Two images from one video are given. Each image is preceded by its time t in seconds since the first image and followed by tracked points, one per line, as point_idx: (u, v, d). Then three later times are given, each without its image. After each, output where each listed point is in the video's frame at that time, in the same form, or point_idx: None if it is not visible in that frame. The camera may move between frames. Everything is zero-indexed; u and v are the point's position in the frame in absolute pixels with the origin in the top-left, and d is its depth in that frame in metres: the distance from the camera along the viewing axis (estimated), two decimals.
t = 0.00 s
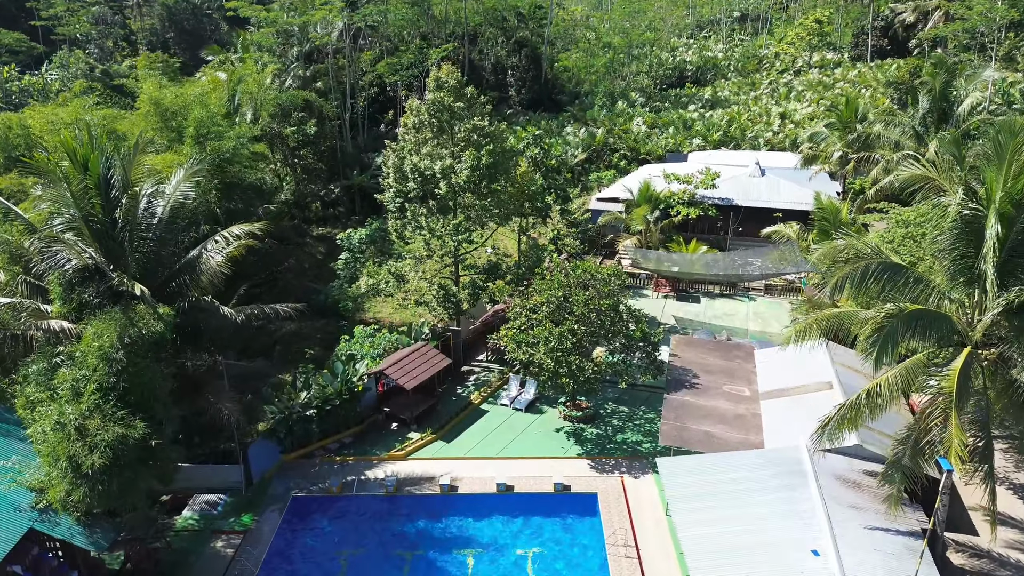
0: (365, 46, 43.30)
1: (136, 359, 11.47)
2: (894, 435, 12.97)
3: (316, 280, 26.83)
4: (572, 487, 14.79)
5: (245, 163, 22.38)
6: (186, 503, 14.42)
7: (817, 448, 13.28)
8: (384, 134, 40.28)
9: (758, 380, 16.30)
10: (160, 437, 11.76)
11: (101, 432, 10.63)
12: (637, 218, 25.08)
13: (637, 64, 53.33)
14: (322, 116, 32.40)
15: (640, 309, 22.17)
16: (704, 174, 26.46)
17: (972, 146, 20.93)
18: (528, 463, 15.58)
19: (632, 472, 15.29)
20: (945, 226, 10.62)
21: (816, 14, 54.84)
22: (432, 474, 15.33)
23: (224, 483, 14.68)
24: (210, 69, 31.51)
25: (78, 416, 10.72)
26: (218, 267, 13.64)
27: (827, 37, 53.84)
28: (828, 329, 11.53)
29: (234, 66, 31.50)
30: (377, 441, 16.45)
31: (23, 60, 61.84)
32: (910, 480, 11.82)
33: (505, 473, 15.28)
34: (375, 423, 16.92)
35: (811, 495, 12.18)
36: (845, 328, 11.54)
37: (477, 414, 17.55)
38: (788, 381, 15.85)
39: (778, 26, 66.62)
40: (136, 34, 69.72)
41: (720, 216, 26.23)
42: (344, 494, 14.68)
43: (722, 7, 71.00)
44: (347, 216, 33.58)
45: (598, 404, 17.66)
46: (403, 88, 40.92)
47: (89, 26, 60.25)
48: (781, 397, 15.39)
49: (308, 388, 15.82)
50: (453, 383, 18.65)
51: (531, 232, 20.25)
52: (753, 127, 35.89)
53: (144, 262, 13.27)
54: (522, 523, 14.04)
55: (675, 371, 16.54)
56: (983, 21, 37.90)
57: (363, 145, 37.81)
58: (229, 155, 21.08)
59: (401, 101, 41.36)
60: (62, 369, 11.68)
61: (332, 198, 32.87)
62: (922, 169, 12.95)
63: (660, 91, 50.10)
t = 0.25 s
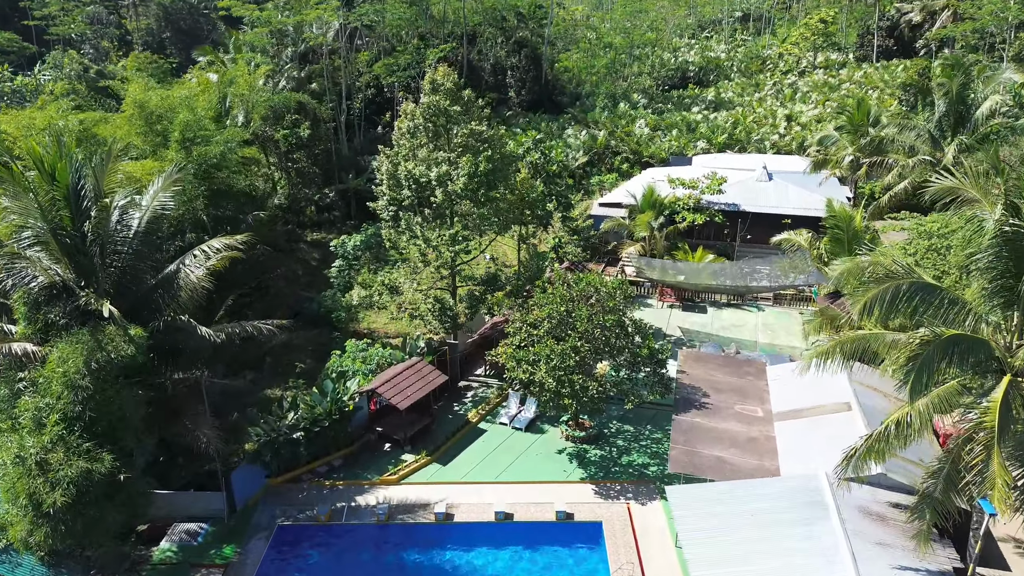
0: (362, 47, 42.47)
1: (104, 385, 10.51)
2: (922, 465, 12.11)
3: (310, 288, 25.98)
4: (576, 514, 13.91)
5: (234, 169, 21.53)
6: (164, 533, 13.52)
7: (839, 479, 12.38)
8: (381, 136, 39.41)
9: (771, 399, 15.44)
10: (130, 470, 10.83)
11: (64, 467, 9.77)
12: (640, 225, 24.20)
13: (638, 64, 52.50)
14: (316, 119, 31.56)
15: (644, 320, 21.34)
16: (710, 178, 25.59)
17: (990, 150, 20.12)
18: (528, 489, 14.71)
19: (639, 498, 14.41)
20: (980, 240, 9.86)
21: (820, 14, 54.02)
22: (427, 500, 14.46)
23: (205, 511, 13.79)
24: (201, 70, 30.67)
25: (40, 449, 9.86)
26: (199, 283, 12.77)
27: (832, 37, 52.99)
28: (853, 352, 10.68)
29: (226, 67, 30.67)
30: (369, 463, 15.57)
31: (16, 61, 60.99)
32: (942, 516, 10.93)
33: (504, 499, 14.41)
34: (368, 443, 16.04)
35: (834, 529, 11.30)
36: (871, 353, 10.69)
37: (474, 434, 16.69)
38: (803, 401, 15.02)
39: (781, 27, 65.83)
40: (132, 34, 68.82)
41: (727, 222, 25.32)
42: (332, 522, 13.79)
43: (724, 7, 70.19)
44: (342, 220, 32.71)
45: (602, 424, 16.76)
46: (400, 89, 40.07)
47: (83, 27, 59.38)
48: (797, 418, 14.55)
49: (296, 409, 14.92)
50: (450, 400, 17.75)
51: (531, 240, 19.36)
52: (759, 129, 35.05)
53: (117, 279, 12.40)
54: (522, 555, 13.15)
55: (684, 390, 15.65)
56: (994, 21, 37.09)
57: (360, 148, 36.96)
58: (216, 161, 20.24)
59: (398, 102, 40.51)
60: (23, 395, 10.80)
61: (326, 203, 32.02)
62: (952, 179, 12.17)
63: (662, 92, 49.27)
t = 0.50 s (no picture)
0: (359, 47, 41.61)
1: (67, 417, 9.66)
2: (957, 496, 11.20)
3: (302, 297, 25.13)
4: (580, 546, 13.04)
5: (222, 174, 20.66)
6: (141, 566, 12.66)
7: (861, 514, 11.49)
8: (378, 139, 38.53)
9: (785, 421, 14.59)
10: (95, 508, 9.95)
11: (20, 509, 8.92)
12: (644, 232, 23.30)
13: (640, 66, 51.69)
14: (311, 121, 30.72)
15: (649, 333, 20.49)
16: (716, 183, 24.65)
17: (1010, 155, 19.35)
18: (528, 517, 13.84)
19: (647, 528, 13.54)
20: (1020, 258, 9.19)
21: (824, 15, 53.23)
22: (421, 530, 13.54)
23: (183, 544, 12.94)
24: (193, 72, 29.83)
25: None
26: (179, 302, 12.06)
27: (837, 37, 52.26)
28: (882, 380, 9.83)
29: (218, 69, 29.81)
30: (359, 489, 14.70)
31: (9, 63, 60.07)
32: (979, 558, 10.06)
33: (503, 529, 13.54)
34: (359, 467, 15.20)
35: (859, 569, 10.45)
36: (901, 382, 9.86)
37: (471, 456, 15.83)
38: (818, 423, 14.21)
39: (785, 27, 65.02)
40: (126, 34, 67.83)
41: (735, 230, 24.38)
42: (320, 554, 12.91)
43: (727, 8, 69.37)
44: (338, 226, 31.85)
45: (607, 446, 15.88)
46: (398, 91, 39.21)
47: (78, 27, 58.53)
48: (813, 442, 13.73)
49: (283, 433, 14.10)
50: (446, 420, 16.90)
51: (531, 250, 18.50)
52: (765, 132, 34.20)
53: (87, 297, 11.60)
54: None
55: (693, 411, 14.77)
56: (1005, 21, 36.27)
57: (356, 151, 36.12)
58: (203, 167, 19.39)
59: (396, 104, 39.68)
60: None
61: (321, 208, 31.17)
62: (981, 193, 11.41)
63: (665, 94, 48.46)
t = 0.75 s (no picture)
0: (355, 49, 40.78)
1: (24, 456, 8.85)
2: (993, 537, 10.22)
3: (295, 307, 24.26)
4: None
5: (208, 182, 19.80)
6: None
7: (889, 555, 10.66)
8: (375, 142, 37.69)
9: (801, 446, 13.74)
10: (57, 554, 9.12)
11: None
12: (649, 241, 22.44)
13: (642, 67, 50.86)
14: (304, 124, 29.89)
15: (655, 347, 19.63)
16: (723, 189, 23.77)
17: None
18: (529, 550, 12.99)
19: (656, 563, 12.68)
20: None
21: (828, 15, 52.39)
22: (415, 565, 12.70)
23: None
24: (183, 74, 29.01)
25: None
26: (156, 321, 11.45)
27: (841, 38, 51.40)
28: (916, 416, 9.14)
29: (209, 71, 28.99)
30: (350, 518, 13.86)
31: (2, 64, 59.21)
32: None
33: (502, 563, 12.70)
34: (350, 494, 14.36)
35: None
36: (935, 419, 9.17)
37: (469, 481, 14.97)
38: (837, 450, 13.38)
39: (788, 28, 64.18)
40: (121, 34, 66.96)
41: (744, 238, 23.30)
42: None
43: (728, 8, 68.52)
44: (333, 232, 31.01)
45: (612, 470, 15.00)
46: (395, 93, 38.37)
47: (72, 27, 57.61)
48: (831, 470, 12.90)
49: (267, 461, 13.26)
50: (442, 443, 16.04)
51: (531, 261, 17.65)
52: (771, 135, 33.36)
53: (55, 322, 11.09)
54: None
55: (704, 436, 13.90)
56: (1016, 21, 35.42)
57: (352, 155, 35.28)
58: (188, 175, 18.56)
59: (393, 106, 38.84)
60: None
61: (315, 213, 30.33)
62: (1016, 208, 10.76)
63: (667, 96, 47.63)
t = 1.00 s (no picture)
0: (352, 50, 39.94)
1: None
2: None
3: (286, 317, 23.44)
4: None
5: (195, 190, 18.94)
6: None
7: None
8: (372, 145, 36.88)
9: (819, 474, 12.92)
10: None
11: None
12: (653, 250, 21.61)
13: (644, 69, 50.00)
14: (298, 127, 29.06)
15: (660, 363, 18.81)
16: (729, 196, 22.94)
17: None
18: None
19: None
20: None
21: (834, 15, 51.51)
22: None
23: None
24: (173, 76, 28.18)
25: None
26: (128, 343, 10.83)
27: (846, 38, 50.53)
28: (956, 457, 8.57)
29: (199, 73, 28.16)
30: (337, 551, 12.99)
31: None
32: None
33: None
34: (338, 524, 13.51)
35: None
36: (977, 460, 8.67)
37: (465, 509, 14.05)
38: (857, 481, 12.60)
39: (792, 28, 63.23)
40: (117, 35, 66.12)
41: (751, 246, 22.57)
42: None
43: (731, 8, 67.64)
44: (327, 238, 30.18)
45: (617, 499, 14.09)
46: (392, 95, 37.54)
47: (68, 28, 56.81)
48: (852, 502, 12.07)
49: (248, 493, 12.50)
50: (436, 468, 15.19)
51: (531, 273, 16.80)
52: (777, 139, 32.52)
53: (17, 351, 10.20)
54: None
55: (715, 463, 13.09)
56: None
57: (348, 159, 34.47)
58: (172, 184, 17.74)
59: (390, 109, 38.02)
60: None
61: (309, 219, 29.55)
62: None
63: (669, 97, 46.78)
